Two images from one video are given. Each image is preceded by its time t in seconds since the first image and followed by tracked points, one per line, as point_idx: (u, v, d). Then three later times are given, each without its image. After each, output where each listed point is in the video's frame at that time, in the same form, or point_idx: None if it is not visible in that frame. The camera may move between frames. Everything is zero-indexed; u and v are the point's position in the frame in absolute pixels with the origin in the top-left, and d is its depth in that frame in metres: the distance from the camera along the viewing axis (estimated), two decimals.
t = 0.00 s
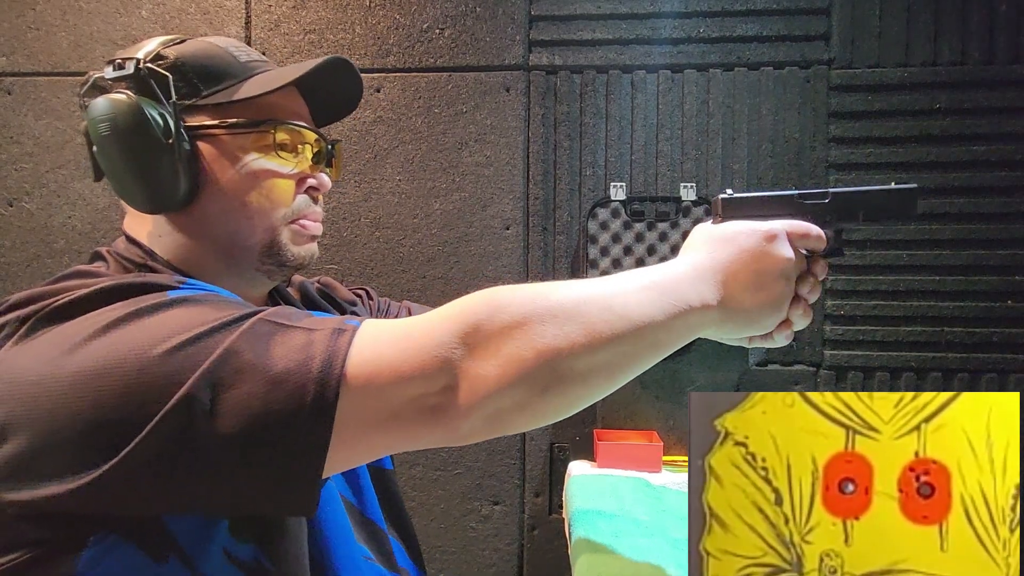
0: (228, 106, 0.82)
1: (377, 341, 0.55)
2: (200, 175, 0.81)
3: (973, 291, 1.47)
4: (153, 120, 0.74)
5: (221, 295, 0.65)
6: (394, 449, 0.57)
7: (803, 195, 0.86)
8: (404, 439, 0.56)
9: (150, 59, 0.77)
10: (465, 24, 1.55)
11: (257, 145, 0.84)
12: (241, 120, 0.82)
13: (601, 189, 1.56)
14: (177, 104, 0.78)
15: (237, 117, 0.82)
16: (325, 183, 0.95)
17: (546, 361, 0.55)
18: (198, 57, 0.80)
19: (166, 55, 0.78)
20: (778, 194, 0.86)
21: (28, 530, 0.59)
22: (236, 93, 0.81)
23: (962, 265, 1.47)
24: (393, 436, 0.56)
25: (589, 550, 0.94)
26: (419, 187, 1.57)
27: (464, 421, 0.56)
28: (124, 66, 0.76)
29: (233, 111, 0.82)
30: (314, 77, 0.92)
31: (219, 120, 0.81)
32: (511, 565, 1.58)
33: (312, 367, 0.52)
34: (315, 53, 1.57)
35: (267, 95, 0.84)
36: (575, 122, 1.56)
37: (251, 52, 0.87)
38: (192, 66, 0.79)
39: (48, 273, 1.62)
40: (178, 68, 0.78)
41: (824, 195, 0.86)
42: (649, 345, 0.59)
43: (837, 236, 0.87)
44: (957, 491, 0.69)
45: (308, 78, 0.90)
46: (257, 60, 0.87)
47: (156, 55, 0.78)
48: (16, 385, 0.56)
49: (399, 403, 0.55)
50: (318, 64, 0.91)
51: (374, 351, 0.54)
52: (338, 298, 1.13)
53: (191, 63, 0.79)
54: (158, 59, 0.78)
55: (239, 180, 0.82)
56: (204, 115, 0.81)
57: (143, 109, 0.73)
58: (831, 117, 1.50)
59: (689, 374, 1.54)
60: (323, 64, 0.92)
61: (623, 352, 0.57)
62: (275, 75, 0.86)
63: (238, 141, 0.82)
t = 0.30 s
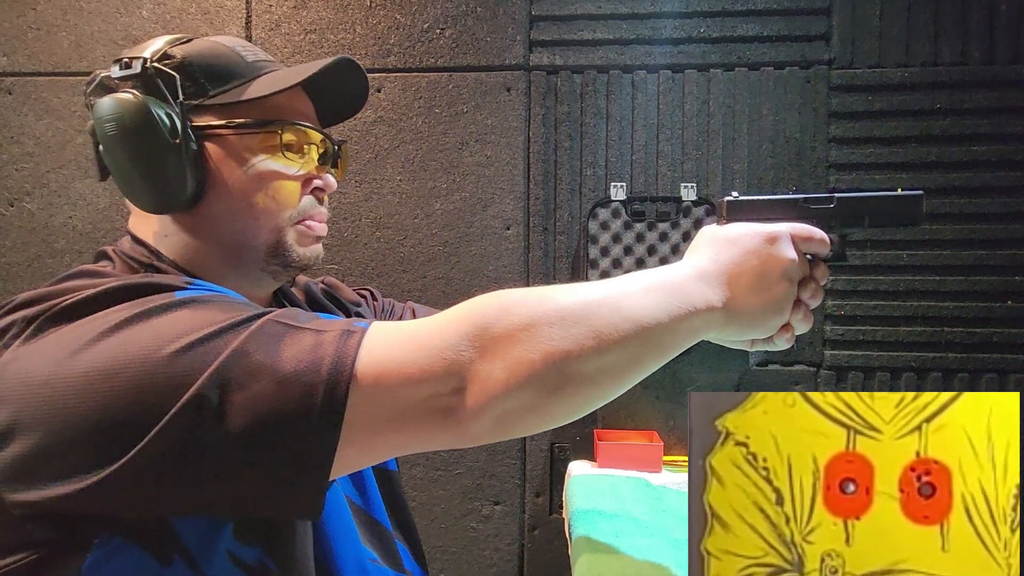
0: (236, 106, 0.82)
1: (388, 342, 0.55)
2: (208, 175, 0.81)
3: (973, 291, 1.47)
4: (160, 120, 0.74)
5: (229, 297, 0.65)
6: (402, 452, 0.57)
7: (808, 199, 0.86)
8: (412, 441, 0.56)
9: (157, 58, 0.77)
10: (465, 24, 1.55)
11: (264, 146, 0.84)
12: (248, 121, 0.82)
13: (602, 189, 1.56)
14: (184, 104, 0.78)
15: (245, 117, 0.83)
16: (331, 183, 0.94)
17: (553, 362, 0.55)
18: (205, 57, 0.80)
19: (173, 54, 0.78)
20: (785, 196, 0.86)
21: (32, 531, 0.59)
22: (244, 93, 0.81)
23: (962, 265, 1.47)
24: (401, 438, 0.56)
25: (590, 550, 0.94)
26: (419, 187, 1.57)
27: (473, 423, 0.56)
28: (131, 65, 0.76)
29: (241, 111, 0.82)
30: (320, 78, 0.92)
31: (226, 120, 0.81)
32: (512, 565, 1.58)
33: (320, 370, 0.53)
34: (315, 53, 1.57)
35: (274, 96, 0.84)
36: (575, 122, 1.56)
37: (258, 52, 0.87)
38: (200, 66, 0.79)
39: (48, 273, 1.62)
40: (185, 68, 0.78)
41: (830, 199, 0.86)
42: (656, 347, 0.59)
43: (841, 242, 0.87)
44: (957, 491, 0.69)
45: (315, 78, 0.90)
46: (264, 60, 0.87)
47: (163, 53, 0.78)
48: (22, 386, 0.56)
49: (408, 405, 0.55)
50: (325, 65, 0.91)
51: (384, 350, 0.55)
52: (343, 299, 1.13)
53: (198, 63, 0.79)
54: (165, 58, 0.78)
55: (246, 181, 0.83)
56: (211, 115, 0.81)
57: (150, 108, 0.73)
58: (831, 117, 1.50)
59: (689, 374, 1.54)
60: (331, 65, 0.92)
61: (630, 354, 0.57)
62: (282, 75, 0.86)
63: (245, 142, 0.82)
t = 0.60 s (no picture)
0: (243, 101, 0.82)
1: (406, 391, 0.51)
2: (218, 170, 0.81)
3: (973, 291, 1.47)
4: (169, 115, 0.73)
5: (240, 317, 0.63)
6: (397, 545, 0.51)
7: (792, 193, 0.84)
8: (411, 537, 0.50)
9: (165, 52, 0.77)
10: (465, 24, 1.55)
11: (273, 140, 0.84)
12: (256, 115, 0.82)
13: (602, 188, 1.56)
14: (192, 97, 0.77)
15: (253, 111, 0.82)
16: (337, 178, 0.93)
17: (566, 411, 0.50)
18: (213, 52, 0.80)
19: (182, 48, 0.78)
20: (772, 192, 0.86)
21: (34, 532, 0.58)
22: (252, 88, 0.82)
23: (962, 265, 1.48)
24: (398, 533, 0.49)
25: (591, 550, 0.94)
26: (419, 187, 1.57)
27: (473, 489, 0.49)
28: (138, 60, 0.75)
29: (249, 105, 0.82)
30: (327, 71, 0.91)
31: (234, 114, 0.81)
32: (512, 565, 1.58)
33: (325, 405, 0.50)
34: (315, 52, 1.57)
35: (283, 90, 0.84)
36: (575, 121, 1.56)
37: (264, 46, 0.87)
38: (208, 61, 0.79)
39: (48, 273, 1.62)
40: (193, 62, 0.79)
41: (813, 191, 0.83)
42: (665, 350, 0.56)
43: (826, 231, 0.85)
44: (957, 492, 0.69)
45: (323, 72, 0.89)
46: (271, 54, 0.87)
47: (171, 48, 0.78)
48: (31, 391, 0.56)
49: (402, 498, 0.48)
50: (334, 58, 0.90)
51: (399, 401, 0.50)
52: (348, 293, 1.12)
53: (206, 57, 0.79)
54: (173, 52, 0.78)
55: (255, 175, 0.83)
56: (219, 110, 0.81)
57: (159, 103, 0.72)
58: (831, 117, 1.50)
59: (689, 374, 1.54)
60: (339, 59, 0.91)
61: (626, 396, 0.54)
62: (290, 69, 0.85)
63: (254, 135, 0.82)
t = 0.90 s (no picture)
0: (275, 100, 0.82)
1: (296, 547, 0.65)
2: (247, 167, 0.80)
3: (974, 291, 1.47)
4: (204, 114, 0.73)
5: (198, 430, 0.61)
6: None
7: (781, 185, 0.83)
8: None
9: (197, 51, 0.77)
10: (465, 24, 1.55)
11: (303, 138, 0.83)
12: (286, 114, 0.82)
13: (602, 189, 1.56)
14: (225, 97, 0.77)
15: (284, 110, 0.82)
16: (363, 177, 0.92)
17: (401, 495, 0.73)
18: (243, 52, 0.80)
19: (213, 47, 0.78)
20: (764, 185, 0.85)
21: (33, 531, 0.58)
22: (282, 88, 0.81)
23: (962, 265, 1.47)
24: None
25: (591, 549, 0.95)
26: (419, 187, 1.57)
27: None
28: (171, 58, 0.76)
29: (279, 104, 0.82)
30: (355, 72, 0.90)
31: (264, 113, 0.81)
32: (512, 565, 1.58)
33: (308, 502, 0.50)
34: (315, 53, 1.57)
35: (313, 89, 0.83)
36: (575, 122, 1.56)
37: (293, 47, 0.87)
38: (240, 60, 0.79)
39: (47, 274, 1.62)
40: (224, 61, 0.78)
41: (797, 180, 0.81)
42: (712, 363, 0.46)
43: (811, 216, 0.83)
44: (958, 492, 0.69)
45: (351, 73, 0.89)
46: (299, 55, 0.87)
47: (202, 47, 0.78)
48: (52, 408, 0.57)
49: None
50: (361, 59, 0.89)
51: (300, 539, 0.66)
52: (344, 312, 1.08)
53: (238, 57, 0.79)
54: (205, 51, 0.78)
55: (285, 173, 0.82)
56: (250, 108, 0.81)
57: (194, 102, 0.73)
58: (831, 117, 1.50)
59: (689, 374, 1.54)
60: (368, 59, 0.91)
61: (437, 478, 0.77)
62: (318, 69, 0.85)
63: (284, 134, 0.82)
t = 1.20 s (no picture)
0: (270, 99, 0.81)
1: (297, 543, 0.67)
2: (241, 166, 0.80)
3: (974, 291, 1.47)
4: (197, 111, 0.74)
5: (196, 420, 0.60)
6: None
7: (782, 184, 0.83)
8: None
9: (193, 48, 0.77)
10: (465, 24, 1.55)
11: (298, 139, 0.83)
12: (282, 113, 0.81)
13: (602, 189, 1.56)
14: (220, 95, 0.78)
15: (279, 109, 0.82)
16: (357, 177, 0.92)
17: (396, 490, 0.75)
18: (239, 49, 0.80)
19: (208, 45, 0.78)
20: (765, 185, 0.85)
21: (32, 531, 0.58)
22: (278, 87, 0.81)
23: (962, 265, 1.47)
24: None
25: (590, 549, 0.95)
26: (419, 187, 1.57)
27: None
28: (167, 55, 0.76)
29: (275, 103, 0.81)
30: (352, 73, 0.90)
31: (260, 112, 0.80)
32: (512, 565, 1.58)
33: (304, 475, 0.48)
34: (315, 53, 1.57)
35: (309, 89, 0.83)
36: (575, 122, 1.56)
37: (290, 45, 0.87)
38: (235, 58, 0.79)
39: (47, 274, 1.62)
40: (220, 58, 0.78)
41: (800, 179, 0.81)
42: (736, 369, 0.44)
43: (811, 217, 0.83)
44: (957, 492, 0.69)
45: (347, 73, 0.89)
46: (296, 54, 0.87)
47: (198, 44, 0.78)
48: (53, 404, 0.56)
49: None
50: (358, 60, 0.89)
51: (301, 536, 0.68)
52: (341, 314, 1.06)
53: (234, 54, 0.79)
54: (201, 49, 0.78)
55: (279, 173, 0.82)
56: (246, 106, 0.80)
57: (188, 99, 0.73)
58: (831, 117, 1.50)
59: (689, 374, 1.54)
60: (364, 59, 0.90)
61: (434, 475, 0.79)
62: (315, 69, 0.85)
63: (279, 134, 0.81)
